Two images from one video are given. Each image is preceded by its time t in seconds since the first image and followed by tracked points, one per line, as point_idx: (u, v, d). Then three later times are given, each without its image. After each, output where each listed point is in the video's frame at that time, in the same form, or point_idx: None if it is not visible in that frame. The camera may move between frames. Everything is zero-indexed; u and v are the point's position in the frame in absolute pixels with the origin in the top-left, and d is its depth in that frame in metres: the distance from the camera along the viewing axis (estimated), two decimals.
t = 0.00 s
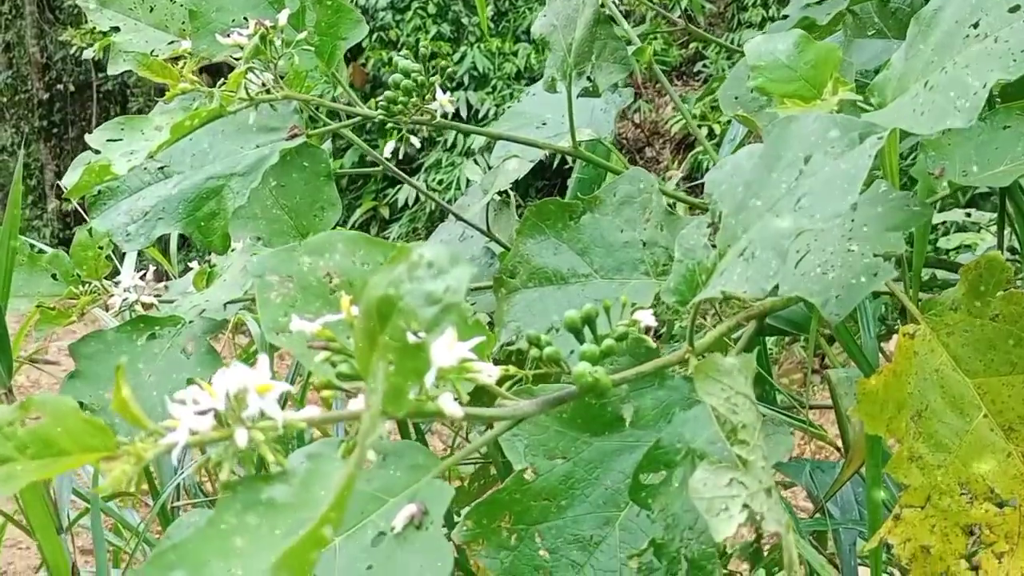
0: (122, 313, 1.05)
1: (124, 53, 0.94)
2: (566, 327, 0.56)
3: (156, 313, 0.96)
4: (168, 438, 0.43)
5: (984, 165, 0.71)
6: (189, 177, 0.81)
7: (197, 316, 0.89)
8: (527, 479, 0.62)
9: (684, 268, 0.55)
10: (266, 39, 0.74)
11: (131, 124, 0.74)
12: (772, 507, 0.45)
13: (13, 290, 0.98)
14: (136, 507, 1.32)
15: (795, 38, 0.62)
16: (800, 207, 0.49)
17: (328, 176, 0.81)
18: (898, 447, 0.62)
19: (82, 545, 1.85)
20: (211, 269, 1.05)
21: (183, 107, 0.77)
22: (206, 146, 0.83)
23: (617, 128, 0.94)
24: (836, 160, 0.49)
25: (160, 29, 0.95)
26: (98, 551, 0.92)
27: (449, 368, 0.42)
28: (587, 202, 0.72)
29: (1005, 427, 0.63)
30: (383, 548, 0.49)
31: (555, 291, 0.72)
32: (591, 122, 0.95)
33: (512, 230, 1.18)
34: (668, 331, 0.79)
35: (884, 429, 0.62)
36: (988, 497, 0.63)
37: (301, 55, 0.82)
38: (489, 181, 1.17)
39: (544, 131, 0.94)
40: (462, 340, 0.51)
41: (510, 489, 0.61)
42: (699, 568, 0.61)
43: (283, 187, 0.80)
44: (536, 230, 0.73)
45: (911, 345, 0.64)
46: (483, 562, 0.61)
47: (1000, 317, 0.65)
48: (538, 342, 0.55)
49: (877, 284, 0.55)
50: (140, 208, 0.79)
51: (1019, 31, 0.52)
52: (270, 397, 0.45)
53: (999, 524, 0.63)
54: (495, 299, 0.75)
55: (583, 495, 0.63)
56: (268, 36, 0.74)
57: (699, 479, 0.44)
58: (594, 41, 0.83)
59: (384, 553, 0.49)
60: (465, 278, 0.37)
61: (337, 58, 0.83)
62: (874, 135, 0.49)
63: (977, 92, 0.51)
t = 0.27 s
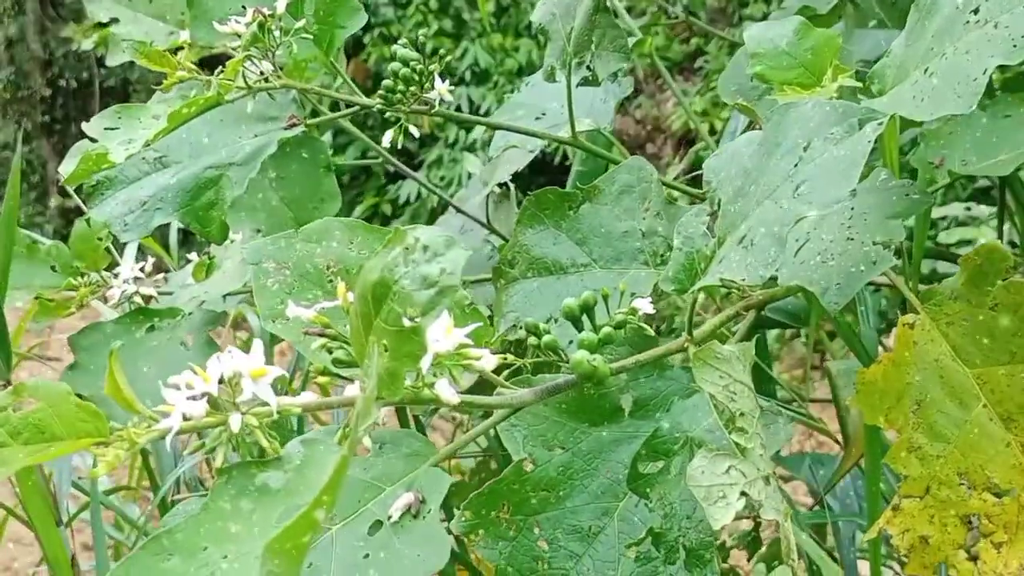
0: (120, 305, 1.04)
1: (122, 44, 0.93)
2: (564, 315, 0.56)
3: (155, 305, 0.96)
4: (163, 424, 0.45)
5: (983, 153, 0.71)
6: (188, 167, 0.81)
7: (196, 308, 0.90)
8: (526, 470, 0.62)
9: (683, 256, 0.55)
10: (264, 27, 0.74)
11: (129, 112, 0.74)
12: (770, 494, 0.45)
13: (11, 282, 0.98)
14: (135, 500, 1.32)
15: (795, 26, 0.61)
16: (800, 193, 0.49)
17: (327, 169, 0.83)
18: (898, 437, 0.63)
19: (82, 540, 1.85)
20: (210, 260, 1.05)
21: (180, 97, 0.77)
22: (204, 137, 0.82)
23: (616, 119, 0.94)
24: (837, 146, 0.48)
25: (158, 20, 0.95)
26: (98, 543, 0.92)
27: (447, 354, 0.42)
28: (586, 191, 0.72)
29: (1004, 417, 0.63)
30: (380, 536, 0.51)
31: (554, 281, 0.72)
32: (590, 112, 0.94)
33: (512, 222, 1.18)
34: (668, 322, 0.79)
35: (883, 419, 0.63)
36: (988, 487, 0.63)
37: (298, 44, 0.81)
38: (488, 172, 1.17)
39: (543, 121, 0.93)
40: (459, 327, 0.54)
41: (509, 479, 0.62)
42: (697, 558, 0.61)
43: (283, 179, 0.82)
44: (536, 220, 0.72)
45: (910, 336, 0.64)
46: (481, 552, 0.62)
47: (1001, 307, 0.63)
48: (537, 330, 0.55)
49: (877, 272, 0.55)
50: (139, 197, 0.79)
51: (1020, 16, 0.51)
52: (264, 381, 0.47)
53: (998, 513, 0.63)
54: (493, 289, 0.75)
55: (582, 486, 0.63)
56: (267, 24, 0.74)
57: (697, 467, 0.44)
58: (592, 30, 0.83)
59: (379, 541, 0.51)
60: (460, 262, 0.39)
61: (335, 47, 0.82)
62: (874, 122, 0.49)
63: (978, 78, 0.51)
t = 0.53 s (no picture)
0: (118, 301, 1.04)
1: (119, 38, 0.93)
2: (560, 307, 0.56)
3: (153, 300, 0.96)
4: (154, 414, 0.46)
5: (981, 146, 0.70)
6: (183, 160, 0.80)
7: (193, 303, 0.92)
8: (523, 463, 0.62)
9: (679, 249, 0.55)
10: (259, 20, 0.73)
11: (124, 106, 0.74)
12: (766, 486, 0.45)
13: (8, 278, 0.97)
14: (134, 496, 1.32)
15: (792, 18, 0.61)
16: (796, 184, 0.49)
17: (324, 163, 0.84)
18: (895, 431, 0.63)
19: (81, 539, 1.84)
20: (208, 255, 1.05)
21: (176, 89, 0.77)
22: (200, 130, 0.82)
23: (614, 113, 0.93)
24: (833, 137, 0.48)
25: (156, 15, 0.95)
26: (95, 538, 0.92)
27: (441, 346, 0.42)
28: (583, 184, 0.71)
29: (1001, 410, 0.63)
30: (374, 529, 0.51)
31: (551, 274, 0.72)
32: (588, 106, 0.94)
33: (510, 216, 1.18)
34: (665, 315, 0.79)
35: (880, 412, 0.64)
36: (985, 481, 0.63)
37: (294, 36, 0.81)
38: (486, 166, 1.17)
39: (541, 115, 0.93)
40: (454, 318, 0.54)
41: (505, 473, 0.61)
42: (693, 550, 0.61)
43: (281, 174, 0.84)
44: (532, 213, 0.72)
45: (908, 330, 0.64)
46: (478, 546, 0.61)
47: (999, 300, 0.63)
48: (532, 322, 0.55)
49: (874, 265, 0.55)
50: (135, 190, 0.78)
51: (1017, 7, 0.51)
52: (256, 371, 0.48)
53: (995, 507, 0.63)
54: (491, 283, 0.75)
55: (578, 480, 0.63)
56: (262, 16, 0.74)
57: (692, 459, 0.44)
58: (590, 22, 0.83)
59: (373, 534, 0.51)
60: (454, 251, 0.39)
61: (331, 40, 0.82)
62: (871, 112, 0.49)
63: (975, 68, 0.51)
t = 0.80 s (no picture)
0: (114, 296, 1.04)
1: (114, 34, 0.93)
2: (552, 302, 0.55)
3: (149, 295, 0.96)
4: (140, 411, 0.47)
5: (974, 141, 0.71)
6: (176, 156, 0.80)
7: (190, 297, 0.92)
8: (516, 458, 0.63)
9: (671, 245, 0.54)
10: (251, 16, 0.74)
11: (115, 102, 0.74)
12: (757, 481, 0.45)
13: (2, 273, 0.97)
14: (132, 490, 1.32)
15: (785, 13, 0.61)
16: (787, 179, 0.48)
17: (320, 158, 0.83)
18: (889, 425, 0.63)
19: (79, 532, 1.85)
20: (203, 250, 1.05)
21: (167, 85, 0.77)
22: (193, 126, 0.82)
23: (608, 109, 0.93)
24: (824, 133, 0.48)
25: (150, 10, 0.95)
26: (92, 536, 0.92)
27: (429, 341, 0.43)
28: (577, 179, 0.71)
29: (995, 405, 0.63)
30: (364, 524, 0.51)
31: (544, 269, 0.72)
32: (582, 101, 0.94)
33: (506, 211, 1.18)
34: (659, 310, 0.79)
35: (874, 407, 0.63)
36: (979, 475, 0.63)
37: (287, 32, 0.81)
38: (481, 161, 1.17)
39: (535, 110, 0.93)
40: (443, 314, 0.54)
41: (498, 467, 0.62)
42: (685, 545, 0.60)
43: (276, 169, 0.83)
44: (526, 208, 0.72)
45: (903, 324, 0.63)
46: (471, 541, 0.62)
47: (993, 295, 0.63)
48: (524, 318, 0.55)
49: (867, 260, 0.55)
50: (127, 186, 0.79)
51: (1008, 2, 0.51)
52: (242, 367, 0.48)
53: (989, 501, 0.63)
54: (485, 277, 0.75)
55: (572, 475, 0.63)
56: (254, 12, 0.74)
57: (682, 455, 0.44)
58: (583, 18, 0.82)
59: (363, 530, 0.51)
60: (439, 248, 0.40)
61: (325, 37, 0.81)
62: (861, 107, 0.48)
63: (966, 64, 0.51)
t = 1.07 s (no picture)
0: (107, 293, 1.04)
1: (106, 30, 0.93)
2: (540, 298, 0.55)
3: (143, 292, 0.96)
4: (123, 408, 0.47)
5: (964, 136, 0.71)
6: (166, 152, 0.80)
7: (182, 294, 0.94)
8: (507, 454, 0.63)
9: (661, 240, 0.54)
10: (241, 12, 0.74)
11: (104, 98, 0.74)
12: (744, 476, 0.45)
13: None
14: (126, 487, 1.31)
15: (774, 9, 0.61)
16: (774, 175, 0.48)
17: (313, 155, 0.83)
18: (880, 420, 0.63)
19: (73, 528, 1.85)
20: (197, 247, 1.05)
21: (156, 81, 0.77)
22: (184, 122, 0.82)
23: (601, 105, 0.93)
24: (811, 129, 0.48)
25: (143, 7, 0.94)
26: (81, 524, 0.92)
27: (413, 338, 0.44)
28: (568, 175, 0.72)
29: (986, 400, 0.63)
30: (351, 520, 0.51)
31: (536, 265, 0.72)
32: (574, 97, 0.94)
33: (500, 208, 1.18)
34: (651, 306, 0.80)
35: (866, 402, 0.63)
36: (970, 469, 0.63)
37: (278, 28, 0.81)
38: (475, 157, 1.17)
39: (527, 106, 0.93)
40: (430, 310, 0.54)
41: (489, 464, 0.62)
42: (674, 541, 0.61)
43: (268, 166, 0.83)
44: (517, 204, 0.72)
45: (892, 319, 0.63)
46: (463, 537, 0.62)
47: (983, 290, 0.63)
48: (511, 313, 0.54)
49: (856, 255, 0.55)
50: (118, 183, 0.79)
51: None
52: (224, 365, 0.49)
53: (980, 496, 0.63)
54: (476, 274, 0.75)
55: (562, 471, 0.64)
56: (243, 8, 0.74)
57: (670, 450, 0.44)
58: (574, 15, 0.83)
59: (350, 526, 0.51)
60: (419, 245, 0.42)
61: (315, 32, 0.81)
62: (849, 103, 0.48)
63: (954, 60, 0.51)
